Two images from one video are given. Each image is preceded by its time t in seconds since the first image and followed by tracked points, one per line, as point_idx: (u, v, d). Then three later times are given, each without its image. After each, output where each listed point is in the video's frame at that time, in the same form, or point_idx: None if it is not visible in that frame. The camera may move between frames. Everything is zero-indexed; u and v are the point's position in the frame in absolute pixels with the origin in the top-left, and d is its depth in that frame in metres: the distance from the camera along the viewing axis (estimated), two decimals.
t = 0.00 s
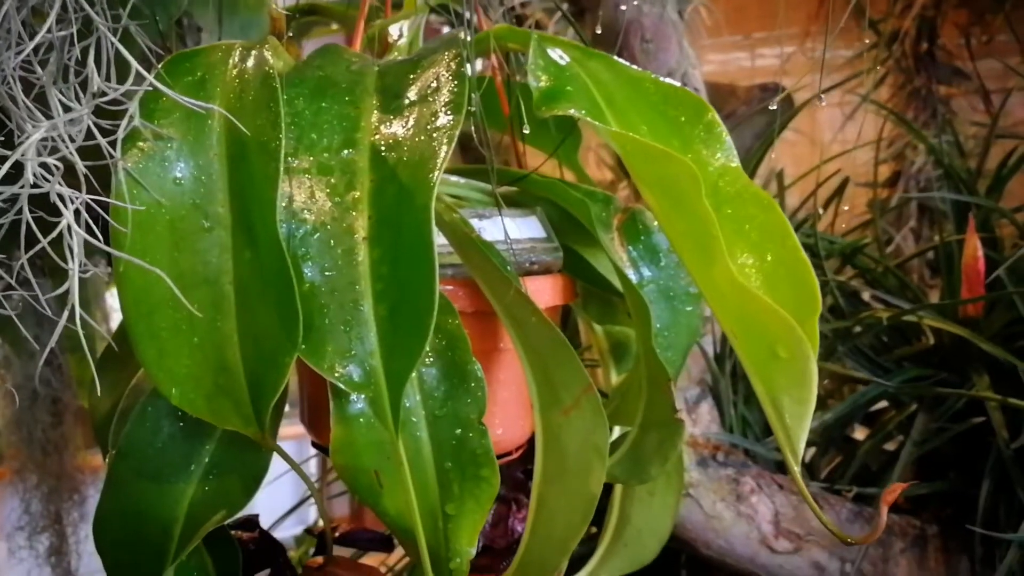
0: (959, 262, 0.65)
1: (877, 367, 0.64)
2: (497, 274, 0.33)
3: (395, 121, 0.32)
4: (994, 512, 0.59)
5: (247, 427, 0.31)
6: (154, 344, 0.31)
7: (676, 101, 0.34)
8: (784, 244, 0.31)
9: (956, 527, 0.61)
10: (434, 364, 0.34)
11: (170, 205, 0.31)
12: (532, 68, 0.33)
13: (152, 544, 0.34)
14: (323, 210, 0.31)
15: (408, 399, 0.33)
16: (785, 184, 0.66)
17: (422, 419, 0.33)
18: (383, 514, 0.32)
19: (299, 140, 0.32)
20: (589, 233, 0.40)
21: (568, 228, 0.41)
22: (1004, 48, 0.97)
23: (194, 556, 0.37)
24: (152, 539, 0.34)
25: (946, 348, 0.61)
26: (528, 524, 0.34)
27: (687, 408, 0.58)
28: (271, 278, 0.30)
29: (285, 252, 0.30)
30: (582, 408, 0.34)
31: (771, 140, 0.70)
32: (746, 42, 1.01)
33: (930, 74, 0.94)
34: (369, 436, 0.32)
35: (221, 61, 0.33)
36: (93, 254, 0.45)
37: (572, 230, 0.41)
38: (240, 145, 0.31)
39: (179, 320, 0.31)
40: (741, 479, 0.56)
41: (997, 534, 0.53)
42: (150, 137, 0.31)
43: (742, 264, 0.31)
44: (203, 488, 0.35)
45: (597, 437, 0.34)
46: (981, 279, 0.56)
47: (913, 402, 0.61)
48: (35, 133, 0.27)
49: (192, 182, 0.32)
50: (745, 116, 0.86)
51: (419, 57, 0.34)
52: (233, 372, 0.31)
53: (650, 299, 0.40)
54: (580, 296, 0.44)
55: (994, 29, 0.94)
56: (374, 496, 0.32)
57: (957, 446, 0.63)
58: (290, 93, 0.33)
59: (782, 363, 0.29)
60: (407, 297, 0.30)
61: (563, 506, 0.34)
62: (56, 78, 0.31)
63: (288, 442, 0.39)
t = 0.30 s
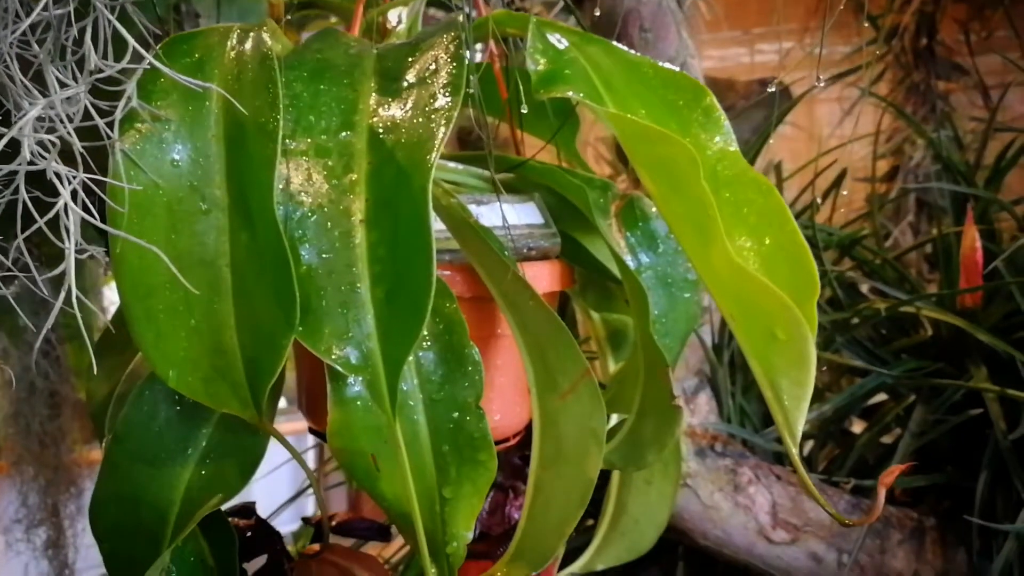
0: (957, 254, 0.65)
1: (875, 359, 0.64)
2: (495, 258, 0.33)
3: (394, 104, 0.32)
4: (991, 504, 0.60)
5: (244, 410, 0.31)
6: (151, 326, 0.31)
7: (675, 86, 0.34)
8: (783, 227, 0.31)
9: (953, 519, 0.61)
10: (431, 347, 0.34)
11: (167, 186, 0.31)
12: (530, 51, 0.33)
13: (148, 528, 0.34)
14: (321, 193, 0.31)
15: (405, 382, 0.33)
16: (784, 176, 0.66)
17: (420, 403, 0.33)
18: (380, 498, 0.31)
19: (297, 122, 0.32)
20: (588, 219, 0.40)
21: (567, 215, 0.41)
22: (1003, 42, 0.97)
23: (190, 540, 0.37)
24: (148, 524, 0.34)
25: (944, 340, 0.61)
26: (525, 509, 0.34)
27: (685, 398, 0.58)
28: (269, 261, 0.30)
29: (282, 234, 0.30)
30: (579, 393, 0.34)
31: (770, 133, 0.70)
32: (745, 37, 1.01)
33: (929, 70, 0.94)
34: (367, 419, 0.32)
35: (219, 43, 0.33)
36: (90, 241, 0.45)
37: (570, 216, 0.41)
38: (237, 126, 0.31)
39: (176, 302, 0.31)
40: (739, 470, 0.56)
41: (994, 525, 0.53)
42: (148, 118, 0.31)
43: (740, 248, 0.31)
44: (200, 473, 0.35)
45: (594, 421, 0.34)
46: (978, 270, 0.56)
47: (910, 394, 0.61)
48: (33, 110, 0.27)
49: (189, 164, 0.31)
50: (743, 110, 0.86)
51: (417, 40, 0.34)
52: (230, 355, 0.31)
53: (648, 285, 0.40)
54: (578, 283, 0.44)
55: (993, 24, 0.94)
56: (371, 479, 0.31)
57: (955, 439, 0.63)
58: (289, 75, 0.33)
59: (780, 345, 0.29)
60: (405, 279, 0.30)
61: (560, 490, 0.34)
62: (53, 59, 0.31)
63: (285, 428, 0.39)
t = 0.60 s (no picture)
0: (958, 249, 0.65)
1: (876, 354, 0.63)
2: (496, 248, 0.33)
3: (395, 94, 0.32)
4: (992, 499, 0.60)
5: (245, 401, 0.31)
6: (152, 316, 0.31)
7: (676, 76, 0.34)
8: (784, 217, 0.31)
9: (954, 514, 0.61)
10: (432, 337, 0.33)
11: (168, 175, 0.31)
12: (531, 41, 0.33)
13: (148, 519, 0.34)
14: (321, 182, 0.31)
15: (406, 372, 0.33)
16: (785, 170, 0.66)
17: (420, 392, 0.33)
18: (381, 488, 0.31)
19: (298, 112, 0.32)
20: (589, 211, 0.40)
21: (567, 207, 0.41)
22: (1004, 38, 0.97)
23: (190, 531, 0.37)
24: (148, 514, 0.34)
25: (945, 335, 0.61)
26: (526, 501, 0.34)
27: (685, 393, 0.58)
28: (270, 250, 0.30)
29: (283, 223, 0.30)
30: (580, 383, 0.34)
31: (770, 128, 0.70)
32: (746, 34, 1.01)
33: (930, 66, 0.94)
34: (368, 409, 0.32)
35: (220, 33, 0.33)
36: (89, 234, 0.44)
37: (571, 208, 0.41)
38: (238, 116, 0.31)
39: (177, 292, 0.31)
40: (740, 464, 0.56)
41: (995, 519, 0.53)
42: (148, 108, 0.31)
43: (742, 237, 0.31)
44: (200, 463, 0.35)
45: (595, 412, 0.34)
46: (979, 265, 0.56)
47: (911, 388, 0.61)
48: (32, 97, 0.27)
49: (190, 154, 0.31)
50: (743, 106, 0.86)
51: (418, 31, 0.34)
52: (230, 345, 0.31)
53: (649, 277, 0.39)
54: (579, 275, 0.44)
55: (994, 20, 0.94)
56: (371, 469, 0.32)
57: (956, 434, 0.63)
58: (290, 65, 0.33)
59: (782, 334, 0.29)
60: (405, 268, 0.30)
61: (561, 481, 0.34)
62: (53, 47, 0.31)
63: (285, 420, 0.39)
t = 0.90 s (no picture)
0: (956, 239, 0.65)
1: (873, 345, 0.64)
2: (495, 230, 0.33)
3: (394, 76, 0.32)
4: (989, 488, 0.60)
5: (244, 381, 0.31)
6: (152, 297, 0.31)
7: (675, 59, 0.34)
8: (782, 199, 0.31)
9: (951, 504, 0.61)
10: (431, 319, 0.34)
11: (167, 156, 0.31)
12: (530, 24, 0.33)
13: (147, 501, 0.34)
14: (321, 162, 0.31)
15: (405, 353, 0.33)
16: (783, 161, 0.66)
17: (419, 373, 0.33)
18: (380, 469, 0.32)
19: (297, 94, 0.32)
20: (588, 197, 0.40)
21: (566, 193, 0.41)
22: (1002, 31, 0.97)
23: (189, 514, 0.37)
24: (147, 497, 0.34)
25: (943, 327, 0.61)
26: (524, 482, 0.34)
27: (685, 381, 0.58)
28: (269, 230, 0.30)
29: (282, 203, 0.30)
30: (579, 365, 0.34)
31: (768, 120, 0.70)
32: (746, 29, 1.02)
33: (929, 61, 0.94)
34: (368, 389, 0.32)
35: (220, 15, 0.33)
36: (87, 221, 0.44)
37: (571, 194, 0.41)
38: (237, 97, 0.31)
39: (176, 273, 0.31)
40: (738, 452, 0.56)
41: (992, 508, 0.53)
42: (148, 89, 0.31)
43: (740, 219, 0.31)
44: (199, 446, 0.35)
45: (594, 394, 0.34)
46: (978, 254, 0.56)
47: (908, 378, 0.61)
48: (32, 74, 0.27)
49: (189, 135, 0.32)
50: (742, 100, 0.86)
51: (418, 14, 0.34)
52: (230, 325, 0.31)
53: (648, 262, 0.40)
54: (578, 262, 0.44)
55: (993, 15, 0.94)
56: (370, 449, 0.32)
57: (954, 424, 0.63)
58: (289, 48, 0.33)
59: (779, 314, 0.29)
60: (404, 247, 0.30)
61: (560, 462, 0.34)
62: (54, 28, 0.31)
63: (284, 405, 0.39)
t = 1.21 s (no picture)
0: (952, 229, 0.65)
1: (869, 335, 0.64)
2: (490, 209, 0.33)
3: (390, 55, 0.32)
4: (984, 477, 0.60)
5: (239, 358, 0.31)
6: (147, 274, 0.31)
7: (670, 40, 0.34)
8: (778, 178, 0.31)
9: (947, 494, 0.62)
10: (426, 299, 0.34)
11: (164, 133, 0.31)
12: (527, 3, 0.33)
13: (142, 479, 0.34)
14: (317, 140, 0.31)
15: (400, 332, 0.33)
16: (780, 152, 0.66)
17: (414, 353, 0.33)
18: (375, 447, 0.32)
19: (293, 71, 0.32)
20: (585, 180, 0.40)
21: (564, 176, 0.41)
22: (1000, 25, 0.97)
23: (185, 493, 0.37)
24: (143, 475, 0.34)
25: (939, 317, 0.61)
26: (519, 462, 0.34)
27: (679, 367, 0.57)
28: (264, 207, 0.30)
29: (278, 180, 0.30)
30: (574, 345, 0.34)
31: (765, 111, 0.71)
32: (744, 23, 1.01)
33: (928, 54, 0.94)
34: (363, 367, 0.32)
35: None
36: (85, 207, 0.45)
37: (568, 178, 0.41)
38: (234, 74, 0.31)
39: (172, 251, 0.31)
40: (733, 440, 0.56)
41: (987, 496, 0.54)
42: (144, 65, 0.31)
43: (735, 199, 0.31)
44: (194, 424, 0.35)
45: (589, 374, 0.34)
46: (973, 242, 0.56)
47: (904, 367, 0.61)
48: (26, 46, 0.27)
49: (185, 112, 0.32)
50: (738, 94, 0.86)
51: None
52: (225, 303, 0.32)
53: (644, 245, 0.40)
54: (574, 247, 0.44)
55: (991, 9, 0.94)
56: (365, 427, 0.32)
57: (949, 414, 0.63)
58: (285, 25, 0.32)
59: (774, 291, 0.29)
60: (399, 224, 0.30)
61: (554, 442, 0.34)
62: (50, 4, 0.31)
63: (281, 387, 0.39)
